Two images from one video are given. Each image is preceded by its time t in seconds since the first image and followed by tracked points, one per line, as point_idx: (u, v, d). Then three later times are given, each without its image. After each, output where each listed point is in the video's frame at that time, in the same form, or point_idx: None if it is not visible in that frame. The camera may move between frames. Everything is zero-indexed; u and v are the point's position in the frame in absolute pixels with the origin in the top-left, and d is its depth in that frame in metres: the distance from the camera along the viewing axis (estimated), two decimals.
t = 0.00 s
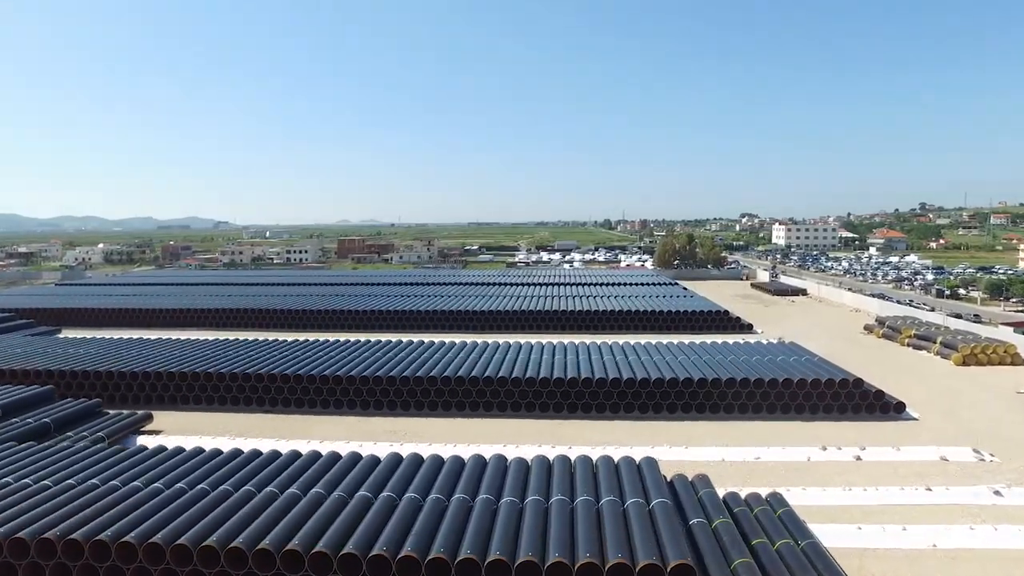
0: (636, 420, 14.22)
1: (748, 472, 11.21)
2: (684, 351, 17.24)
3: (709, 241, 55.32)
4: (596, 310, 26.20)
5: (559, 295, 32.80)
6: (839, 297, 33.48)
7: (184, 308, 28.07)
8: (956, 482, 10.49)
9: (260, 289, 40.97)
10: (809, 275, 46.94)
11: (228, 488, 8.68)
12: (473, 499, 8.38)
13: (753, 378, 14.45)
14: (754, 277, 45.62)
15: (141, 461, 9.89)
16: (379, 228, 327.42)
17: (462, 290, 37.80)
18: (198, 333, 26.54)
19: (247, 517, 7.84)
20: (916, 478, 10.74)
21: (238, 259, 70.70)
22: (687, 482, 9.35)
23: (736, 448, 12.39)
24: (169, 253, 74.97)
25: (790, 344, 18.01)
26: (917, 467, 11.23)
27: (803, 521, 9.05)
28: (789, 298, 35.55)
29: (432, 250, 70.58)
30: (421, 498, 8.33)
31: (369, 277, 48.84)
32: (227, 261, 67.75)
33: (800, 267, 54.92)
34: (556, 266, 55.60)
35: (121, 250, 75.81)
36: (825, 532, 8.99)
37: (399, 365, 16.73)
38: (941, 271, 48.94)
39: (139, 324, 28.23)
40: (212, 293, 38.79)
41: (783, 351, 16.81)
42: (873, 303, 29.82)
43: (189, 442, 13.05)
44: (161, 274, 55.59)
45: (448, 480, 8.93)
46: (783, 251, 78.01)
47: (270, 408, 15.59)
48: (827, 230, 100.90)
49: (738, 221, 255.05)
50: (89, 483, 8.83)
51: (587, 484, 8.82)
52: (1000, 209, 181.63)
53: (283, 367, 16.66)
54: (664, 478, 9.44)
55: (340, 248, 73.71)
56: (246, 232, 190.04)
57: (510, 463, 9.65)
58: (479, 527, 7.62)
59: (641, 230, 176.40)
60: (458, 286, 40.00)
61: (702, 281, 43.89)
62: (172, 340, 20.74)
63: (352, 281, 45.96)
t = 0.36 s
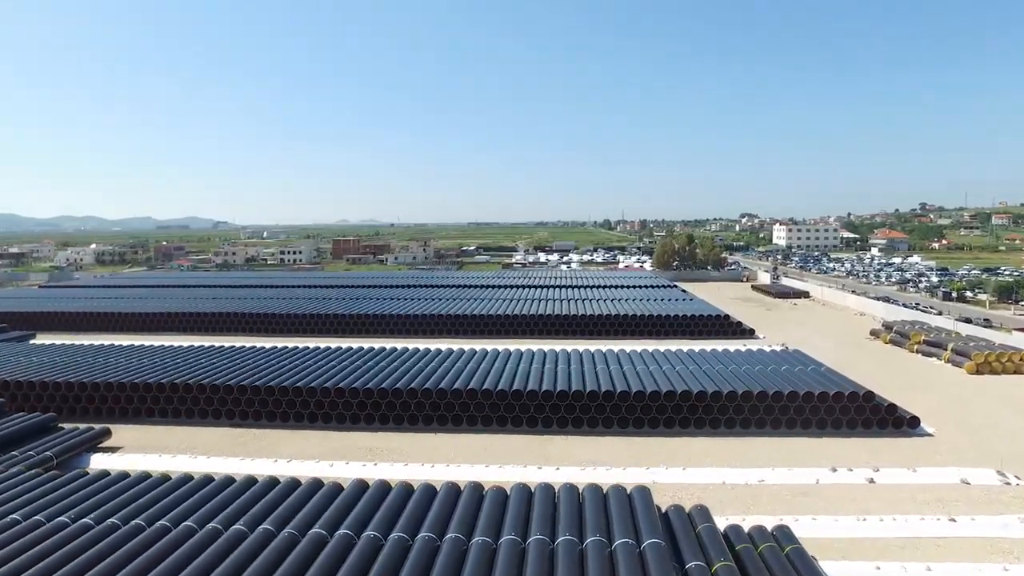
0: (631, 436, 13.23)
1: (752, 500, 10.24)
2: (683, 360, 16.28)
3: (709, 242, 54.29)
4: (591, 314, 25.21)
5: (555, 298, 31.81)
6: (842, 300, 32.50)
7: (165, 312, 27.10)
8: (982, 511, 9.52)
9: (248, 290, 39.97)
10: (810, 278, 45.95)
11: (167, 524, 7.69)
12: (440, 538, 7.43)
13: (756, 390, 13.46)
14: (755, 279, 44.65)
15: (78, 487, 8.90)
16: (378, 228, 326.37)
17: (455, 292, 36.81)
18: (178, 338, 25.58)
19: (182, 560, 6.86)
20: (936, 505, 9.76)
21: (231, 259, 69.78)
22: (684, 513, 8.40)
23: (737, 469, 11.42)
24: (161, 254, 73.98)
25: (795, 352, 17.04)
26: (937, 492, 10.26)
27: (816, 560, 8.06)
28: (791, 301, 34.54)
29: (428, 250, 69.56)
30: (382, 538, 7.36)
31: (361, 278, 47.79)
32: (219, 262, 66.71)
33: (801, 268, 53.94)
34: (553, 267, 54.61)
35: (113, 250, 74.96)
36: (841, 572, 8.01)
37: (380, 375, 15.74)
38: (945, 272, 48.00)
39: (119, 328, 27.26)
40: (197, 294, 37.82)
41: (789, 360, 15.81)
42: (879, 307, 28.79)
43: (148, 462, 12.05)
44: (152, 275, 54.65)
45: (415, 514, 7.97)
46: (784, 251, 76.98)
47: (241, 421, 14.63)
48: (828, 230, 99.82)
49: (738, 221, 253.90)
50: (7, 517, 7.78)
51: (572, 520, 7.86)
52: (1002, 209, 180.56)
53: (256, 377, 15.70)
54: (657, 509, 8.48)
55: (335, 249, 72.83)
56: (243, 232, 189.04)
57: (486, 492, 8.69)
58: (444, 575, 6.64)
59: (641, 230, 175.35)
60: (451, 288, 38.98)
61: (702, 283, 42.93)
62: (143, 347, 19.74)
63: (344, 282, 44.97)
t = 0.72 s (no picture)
0: (627, 455, 12.19)
1: (761, 532, 9.21)
2: (683, 370, 15.25)
3: (710, 243, 53.27)
4: (586, 318, 24.15)
5: (551, 300, 30.76)
6: (848, 304, 31.49)
7: (143, 317, 26.11)
8: (1017, 547, 8.52)
9: (237, 291, 38.97)
10: (813, 280, 44.94)
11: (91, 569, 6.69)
12: None
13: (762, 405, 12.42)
14: (757, 281, 43.65)
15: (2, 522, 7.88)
16: (378, 227, 325.63)
17: (449, 295, 35.77)
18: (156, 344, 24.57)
19: None
20: (965, 540, 8.76)
21: (225, 260, 68.83)
22: (682, 552, 7.39)
23: (742, 495, 10.42)
24: (154, 255, 73.03)
25: (801, 362, 16.01)
26: (964, 524, 9.25)
27: None
28: (795, 304, 33.51)
29: (424, 251, 68.52)
30: None
31: (355, 279, 46.79)
32: (212, 263, 65.67)
33: (802, 269, 52.97)
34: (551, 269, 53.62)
35: (107, 250, 74.14)
36: None
37: (359, 386, 14.72)
38: (949, 274, 47.02)
39: (96, 333, 26.26)
40: (185, 295, 36.85)
41: (797, 372, 14.77)
42: (886, 310, 27.76)
43: (98, 484, 11.00)
44: (143, 276, 53.69)
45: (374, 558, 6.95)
46: (786, 252, 75.94)
47: (206, 437, 13.62)
48: (830, 231, 98.75)
49: (739, 221, 252.92)
50: None
51: (554, 564, 6.84)
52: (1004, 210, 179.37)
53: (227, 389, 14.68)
54: (654, 548, 7.46)
55: (330, 249, 71.93)
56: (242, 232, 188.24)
57: (460, 528, 7.68)
58: None
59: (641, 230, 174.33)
60: (445, 290, 38.02)
61: (703, 285, 41.92)
62: (114, 355, 18.75)
63: (336, 283, 43.92)
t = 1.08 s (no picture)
0: (624, 478, 11.18)
1: (774, 572, 8.20)
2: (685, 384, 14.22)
3: (712, 244, 52.23)
4: (584, 324, 23.10)
5: (548, 304, 29.73)
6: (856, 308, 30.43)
7: (125, 321, 25.12)
8: None
9: (226, 292, 37.97)
10: (818, 282, 43.93)
11: None
12: None
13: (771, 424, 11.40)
14: (760, 283, 42.62)
15: None
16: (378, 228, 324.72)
17: (444, 297, 34.75)
18: (137, 350, 23.57)
19: None
20: None
21: (220, 260, 67.99)
22: None
23: (751, 528, 9.38)
24: (149, 255, 72.07)
25: (813, 374, 14.97)
26: (1002, 565, 8.23)
27: None
28: (801, 308, 32.47)
29: (422, 252, 67.51)
30: None
31: (349, 280, 45.80)
32: (208, 264, 64.71)
33: (807, 271, 51.97)
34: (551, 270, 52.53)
35: (101, 250, 73.24)
36: None
37: (336, 400, 13.72)
38: (957, 277, 45.97)
39: (76, 337, 25.29)
40: (173, 295, 35.84)
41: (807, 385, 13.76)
42: (896, 315, 26.71)
43: (43, 510, 9.99)
44: (135, 277, 52.73)
45: None
46: (789, 254, 74.83)
47: (171, 456, 12.63)
48: (833, 232, 97.62)
49: (741, 222, 251.68)
50: None
51: None
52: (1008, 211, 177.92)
53: (195, 403, 13.70)
54: None
55: (327, 250, 70.99)
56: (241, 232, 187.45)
57: None
58: None
59: (642, 230, 173.25)
60: (440, 292, 37.02)
61: (706, 288, 40.85)
62: (84, 363, 17.75)
63: (330, 284, 42.93)
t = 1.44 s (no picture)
0: (625, 504, 10.19)
1: None
2: (692, 398, 13.22)
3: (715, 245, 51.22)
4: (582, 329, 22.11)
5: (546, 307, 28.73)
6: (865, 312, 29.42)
7: (106, 325, 24.15)
8: None
9: (217, 293, 37.03)
10: (824, 285, 42.88)
11: None
12: None
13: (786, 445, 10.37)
14: (765, 285, 41.62)
15: None
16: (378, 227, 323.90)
17: (440, 300, 33.74)
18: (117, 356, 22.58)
19: None
20: None
21: (216, 261, 67.07)
22: None
23: (766, 565, 8.40)
24: (144, 256, 71.12)
25: (828, 388, 13.97)
26: None
27: None
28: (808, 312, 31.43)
29: (420, 253, 66.50)
30: None
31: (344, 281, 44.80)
32: (203, 264, 63.76)
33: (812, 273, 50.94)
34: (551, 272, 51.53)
35: (95, 250, 72.32)
36: None
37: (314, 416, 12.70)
38: (966, 279, 44.94)
39: (55, 343, 24.36)
40: (162, 298, 34.92)
41: (823, 401, 12.74)
42: (908, 320, 25.68)
43: None
44: (126, 278, 51.79)
45: None
46: (793, 255, 73.79)
47: (133, 478, 11.58)
48: (837, 232, 96.54)
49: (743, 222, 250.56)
50: None
51: None
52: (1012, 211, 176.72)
53: (162, 419, 12.64)
54: None
55: (324, 250, 70.03)
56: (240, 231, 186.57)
57: None
58: None
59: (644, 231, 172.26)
60: (436, 295, 36.07)
61: (709, 290, 39.86)
62: (53, 372, 16.77)
63: (324, 284, 41.91)
